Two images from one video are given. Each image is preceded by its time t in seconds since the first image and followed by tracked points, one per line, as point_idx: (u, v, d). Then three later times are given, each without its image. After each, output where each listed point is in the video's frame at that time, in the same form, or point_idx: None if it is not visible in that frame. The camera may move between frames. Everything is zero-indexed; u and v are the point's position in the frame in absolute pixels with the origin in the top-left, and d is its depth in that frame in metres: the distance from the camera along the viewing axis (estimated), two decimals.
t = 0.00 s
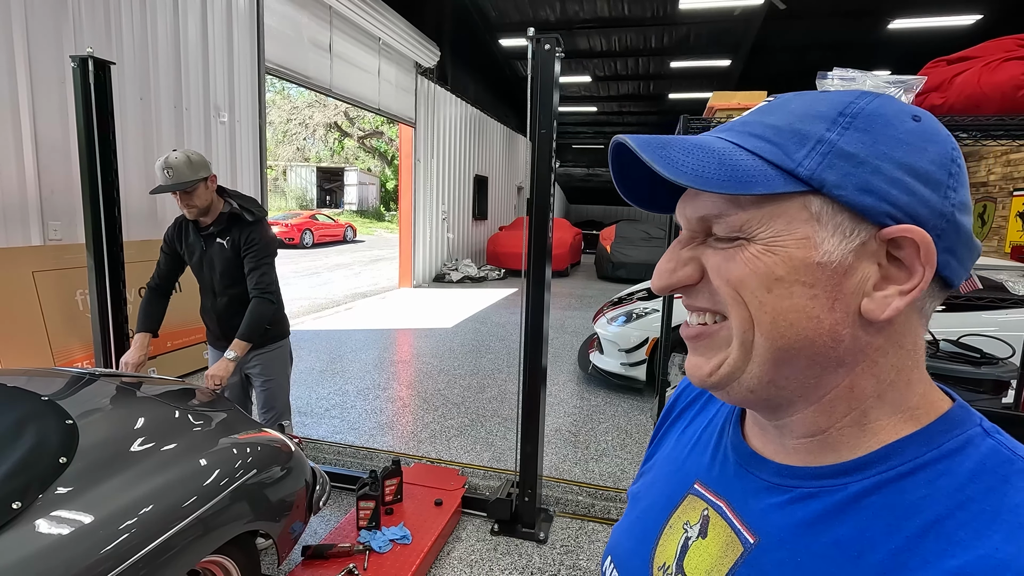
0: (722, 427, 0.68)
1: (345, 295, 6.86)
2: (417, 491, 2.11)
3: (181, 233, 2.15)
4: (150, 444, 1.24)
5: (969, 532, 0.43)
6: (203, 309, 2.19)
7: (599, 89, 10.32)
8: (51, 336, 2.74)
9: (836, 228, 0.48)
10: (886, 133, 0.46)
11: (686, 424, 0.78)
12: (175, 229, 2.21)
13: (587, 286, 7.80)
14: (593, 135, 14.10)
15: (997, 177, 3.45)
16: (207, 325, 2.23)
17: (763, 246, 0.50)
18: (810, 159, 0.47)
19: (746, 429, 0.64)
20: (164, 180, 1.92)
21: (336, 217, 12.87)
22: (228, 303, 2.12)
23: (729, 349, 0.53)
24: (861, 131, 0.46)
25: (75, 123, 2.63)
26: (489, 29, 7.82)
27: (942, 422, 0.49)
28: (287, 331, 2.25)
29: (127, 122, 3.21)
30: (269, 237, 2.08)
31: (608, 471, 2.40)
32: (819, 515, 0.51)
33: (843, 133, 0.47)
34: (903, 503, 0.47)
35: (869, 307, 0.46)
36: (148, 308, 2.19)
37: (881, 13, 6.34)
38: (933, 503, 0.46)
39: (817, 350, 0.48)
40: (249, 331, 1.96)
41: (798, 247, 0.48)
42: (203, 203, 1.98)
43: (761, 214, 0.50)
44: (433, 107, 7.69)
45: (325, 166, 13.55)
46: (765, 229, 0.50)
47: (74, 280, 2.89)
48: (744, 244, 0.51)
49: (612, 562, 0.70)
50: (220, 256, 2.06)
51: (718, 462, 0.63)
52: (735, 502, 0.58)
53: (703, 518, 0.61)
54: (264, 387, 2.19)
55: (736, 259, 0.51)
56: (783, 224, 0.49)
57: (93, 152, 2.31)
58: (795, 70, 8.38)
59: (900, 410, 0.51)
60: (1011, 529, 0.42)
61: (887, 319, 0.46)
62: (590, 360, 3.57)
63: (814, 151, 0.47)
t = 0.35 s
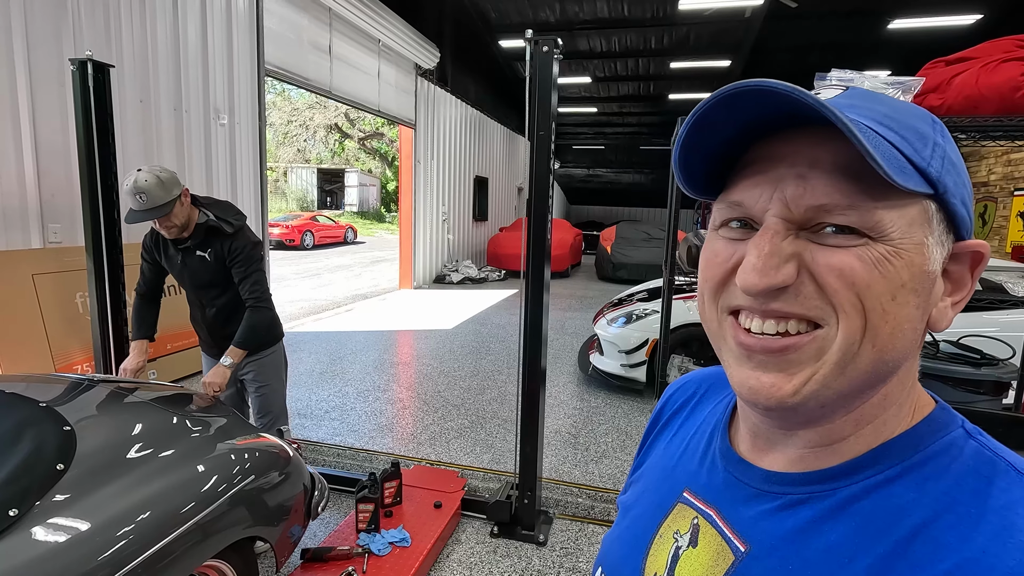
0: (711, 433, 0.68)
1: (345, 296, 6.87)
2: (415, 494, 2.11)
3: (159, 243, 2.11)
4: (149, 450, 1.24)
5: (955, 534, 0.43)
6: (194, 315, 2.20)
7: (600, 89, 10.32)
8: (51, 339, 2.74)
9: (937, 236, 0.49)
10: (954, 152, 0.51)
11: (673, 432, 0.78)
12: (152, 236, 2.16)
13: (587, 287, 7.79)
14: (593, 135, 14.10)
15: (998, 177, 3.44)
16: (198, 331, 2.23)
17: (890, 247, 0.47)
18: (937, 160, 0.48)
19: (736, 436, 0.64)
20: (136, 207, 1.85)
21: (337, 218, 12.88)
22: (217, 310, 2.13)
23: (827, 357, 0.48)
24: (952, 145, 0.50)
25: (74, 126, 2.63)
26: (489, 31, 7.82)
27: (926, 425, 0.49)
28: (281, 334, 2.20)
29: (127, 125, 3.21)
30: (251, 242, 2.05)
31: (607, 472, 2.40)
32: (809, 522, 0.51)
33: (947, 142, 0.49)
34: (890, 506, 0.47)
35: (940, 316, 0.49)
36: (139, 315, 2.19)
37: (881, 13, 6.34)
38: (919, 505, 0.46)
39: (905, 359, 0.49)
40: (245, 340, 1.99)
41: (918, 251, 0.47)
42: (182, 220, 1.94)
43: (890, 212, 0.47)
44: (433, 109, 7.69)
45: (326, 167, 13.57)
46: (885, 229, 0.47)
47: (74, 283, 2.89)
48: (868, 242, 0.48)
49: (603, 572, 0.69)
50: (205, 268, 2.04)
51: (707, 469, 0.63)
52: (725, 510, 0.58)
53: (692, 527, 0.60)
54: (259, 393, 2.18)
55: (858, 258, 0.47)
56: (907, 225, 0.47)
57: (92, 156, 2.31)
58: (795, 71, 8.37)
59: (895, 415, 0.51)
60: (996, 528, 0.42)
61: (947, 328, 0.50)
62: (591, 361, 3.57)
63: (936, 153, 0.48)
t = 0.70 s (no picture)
0: (707, 433, 0.68)
1: (343, 298, 6.86)
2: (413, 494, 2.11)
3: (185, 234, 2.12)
4: (146, 448, 1.24)
5: (951, 536, 0.43)
6: (205, 310, 2.17)
7: (597, 90, 10.34)
8: (47, 340, 2.74)
9: (898, 240, 0.46)
10: (938, 147, 0.47)
11: (668, 431, 0.78)
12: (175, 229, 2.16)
13: (586, 288, 7.79)
14: (591, 136, 14.12)
15: (994, 177, 3.45)
16: (203, 325, 2.20)
17: (828, 255, 0.47)
18: (889, 163, 0.45)
19: (731, 436, 0.64)
20: (205, 185, 1.93)
21: (335, 219, 12.87)
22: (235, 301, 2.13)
23: (762, 364, 0.50)
24: (926, 141, 0.46)
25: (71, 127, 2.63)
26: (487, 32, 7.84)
27: (922, 426, 0.49)
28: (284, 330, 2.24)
29: (124, 126, 3.20)
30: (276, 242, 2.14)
31: (605, 473, 2.40)
32: (804, 523, 0.51)
33: (912, 140, 0.46)
34: (886, 509, 0.47)
35: (912, 321, 0.46)
36: (146, 312, 2.13)
37: (878, 13, 6.36)
38: (915, 508, 0.46)
39: (864, 366, 0.47)
40: (243, 331, 1.95)
41: (865, 258, 0.46)
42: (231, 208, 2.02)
43: (830, 219, 0.47)
44: (431, 109, 7.69)
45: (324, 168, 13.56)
46: (828, 237, 0.47)
47: (70, 284, 2.88)
48: (807, 250, 0.48)
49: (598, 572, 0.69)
50: (233, 257, 2.07)
51: (704, 470, 0.63)
52: (720, 511, 0.58)
53: (688, 528, 0.61)
54: (263, 388, 2.19)
55: (790, 268, 0.48)
56: (851, 233, 0.46)
57: (88, 157, 2.30)
58: (793, 71, 8.38)
59: (889, 416, 0.51)
60: (990, 531, 0.42)
61: (925, 333, 0.47)
62: (588, 361, 3.58)
63: (890, 156, 0.45)
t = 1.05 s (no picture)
0: (723, 434, 0.69)
1: (340, 299, 6.83)
2: (412, 495, 2.11)
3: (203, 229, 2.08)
4: (142, 449, 1.23)
5: (975, 548, 0.43)
6: (213, 306, 2.13)
7: (594, 90, 10.34)
8: (42, 341, 2.72)
9: (750, 237, 0.55)
10: (807, 147, 0.51)
11: (686, 429, 0.79)
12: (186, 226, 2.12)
13: (583, 288, 7.78)
14: (589, 136, 14.12)
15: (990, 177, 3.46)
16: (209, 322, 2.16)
17: (695, 249, 0.59)
18: (730, 172, 0.55)
19: (748, 437, 0.64)
20: (244, 182, 1.99)
21: (332, 220, 12.82)
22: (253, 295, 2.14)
23: (676, 344, 0.64)
24: (783, 144, 0.52)
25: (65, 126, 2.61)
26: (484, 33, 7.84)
27: (947, 434, 0.49)
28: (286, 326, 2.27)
29: (119, 127, 3.19)
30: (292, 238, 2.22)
31: (604, 473, 2.39)
32: (821, 527, 0.51)
33: (766, 145, 0.53)
34: (906, 516, 0.47)
35: (782, 312, 0.52)
36: (155, 310, 2.08)
37: (874, 13, 6.37)
38: (938, 517, 0.46)
39: (742, 349, 0.56)
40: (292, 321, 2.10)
41: (716, 251, 0.57)
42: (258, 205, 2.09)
43: (697, 222, 0.60)
44: (428, 109, 7.69)
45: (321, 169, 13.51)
46: (700, 238, 0.59)
47: (65, 285, 2.86)
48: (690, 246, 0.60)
49: (609, 568, 0.71)
50: (259, 252, 2.11)
51: (720, 470, 0.64)
52: (734, 512, 0.59)
53: (702, 528, 0.62)
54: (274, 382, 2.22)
55: (678, 264, 0.61)
56: (710, 230, 0.58)
57: (83, 158, 2.29)
58: (790, 71, 8.39)
59: (892, 419, 0.51)
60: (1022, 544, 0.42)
61: (796, 322, 0.51)
62: (586, 361, 3.57)
63: (737, 165, 0.55)
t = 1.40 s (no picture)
0: (762, 439, 0.70)
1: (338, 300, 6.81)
2: (417, 498, 2.09)
3: (241, 227, 2.03)
4: (141, 456, 1.21)
5: None
6: (243, 306, 2.05)
7: (592, 91, 10.34)
8: (39, 344, 2.69)
9: (768, 241, 0.55)
10: (818, 151, 0.51)
11: (723, 434, 0.81)
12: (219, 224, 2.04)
13: (582, 289, 7.77)
14: (586, 138, 14.12)
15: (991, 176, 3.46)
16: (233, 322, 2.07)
17: (718, 255, 0.60)
18: (745, 180, 0.56)
19: (788, 444, 0.65)
20: (287, 186, 1.98)
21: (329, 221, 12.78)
22: (288, 295, 2.11)
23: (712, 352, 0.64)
24: (795, 150, 0.52)
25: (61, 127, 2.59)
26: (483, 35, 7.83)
27: (1002, 444, 0.47)
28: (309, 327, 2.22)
29: (116, 128, 3.17)
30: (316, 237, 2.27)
31: (606, 476, 2.37)
32: (865, 539, 0.50)
33: (779, 152, 0.54)
34: (957, 531, 0.45)
35: (800, 316, 0.52)
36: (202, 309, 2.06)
37: (871, 14, 6.39)
38: (993, 533, 0.44)
39: (768, 354, 0.56)
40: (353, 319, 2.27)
41: (737, 256, 0.58)
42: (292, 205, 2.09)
43: (720, 229, 0.61)
44: (426, 110, 7.67)
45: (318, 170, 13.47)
46: (723, 245, 0.59)
47: (61, 287, 2.83)
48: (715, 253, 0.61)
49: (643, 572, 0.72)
50: (293, 252, 2.12)
51: (758, 477, 0.65)
52: (773, 521, 0.59)
53: (739, 535, 0.62)
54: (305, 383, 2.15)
55: (705, 270, 0.62)
56: (730, 237, 0.59)
57: (80, 159, 2.27)
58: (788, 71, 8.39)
59: (939, 426, 0.50)
60: None
61: (815, 326, 0.51)
62: (587, 363, 3.56)
63: (752, 172, 0.56)
